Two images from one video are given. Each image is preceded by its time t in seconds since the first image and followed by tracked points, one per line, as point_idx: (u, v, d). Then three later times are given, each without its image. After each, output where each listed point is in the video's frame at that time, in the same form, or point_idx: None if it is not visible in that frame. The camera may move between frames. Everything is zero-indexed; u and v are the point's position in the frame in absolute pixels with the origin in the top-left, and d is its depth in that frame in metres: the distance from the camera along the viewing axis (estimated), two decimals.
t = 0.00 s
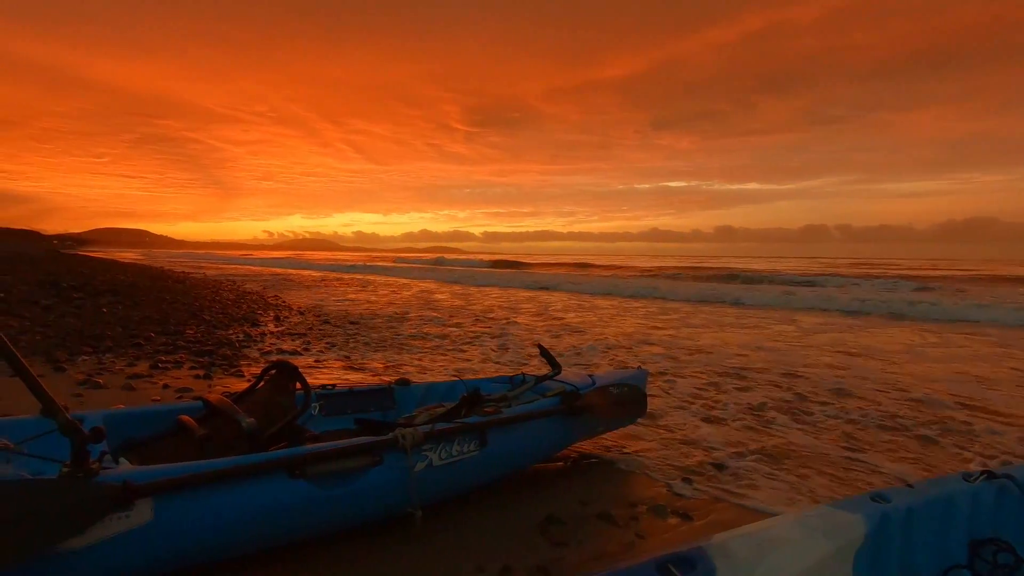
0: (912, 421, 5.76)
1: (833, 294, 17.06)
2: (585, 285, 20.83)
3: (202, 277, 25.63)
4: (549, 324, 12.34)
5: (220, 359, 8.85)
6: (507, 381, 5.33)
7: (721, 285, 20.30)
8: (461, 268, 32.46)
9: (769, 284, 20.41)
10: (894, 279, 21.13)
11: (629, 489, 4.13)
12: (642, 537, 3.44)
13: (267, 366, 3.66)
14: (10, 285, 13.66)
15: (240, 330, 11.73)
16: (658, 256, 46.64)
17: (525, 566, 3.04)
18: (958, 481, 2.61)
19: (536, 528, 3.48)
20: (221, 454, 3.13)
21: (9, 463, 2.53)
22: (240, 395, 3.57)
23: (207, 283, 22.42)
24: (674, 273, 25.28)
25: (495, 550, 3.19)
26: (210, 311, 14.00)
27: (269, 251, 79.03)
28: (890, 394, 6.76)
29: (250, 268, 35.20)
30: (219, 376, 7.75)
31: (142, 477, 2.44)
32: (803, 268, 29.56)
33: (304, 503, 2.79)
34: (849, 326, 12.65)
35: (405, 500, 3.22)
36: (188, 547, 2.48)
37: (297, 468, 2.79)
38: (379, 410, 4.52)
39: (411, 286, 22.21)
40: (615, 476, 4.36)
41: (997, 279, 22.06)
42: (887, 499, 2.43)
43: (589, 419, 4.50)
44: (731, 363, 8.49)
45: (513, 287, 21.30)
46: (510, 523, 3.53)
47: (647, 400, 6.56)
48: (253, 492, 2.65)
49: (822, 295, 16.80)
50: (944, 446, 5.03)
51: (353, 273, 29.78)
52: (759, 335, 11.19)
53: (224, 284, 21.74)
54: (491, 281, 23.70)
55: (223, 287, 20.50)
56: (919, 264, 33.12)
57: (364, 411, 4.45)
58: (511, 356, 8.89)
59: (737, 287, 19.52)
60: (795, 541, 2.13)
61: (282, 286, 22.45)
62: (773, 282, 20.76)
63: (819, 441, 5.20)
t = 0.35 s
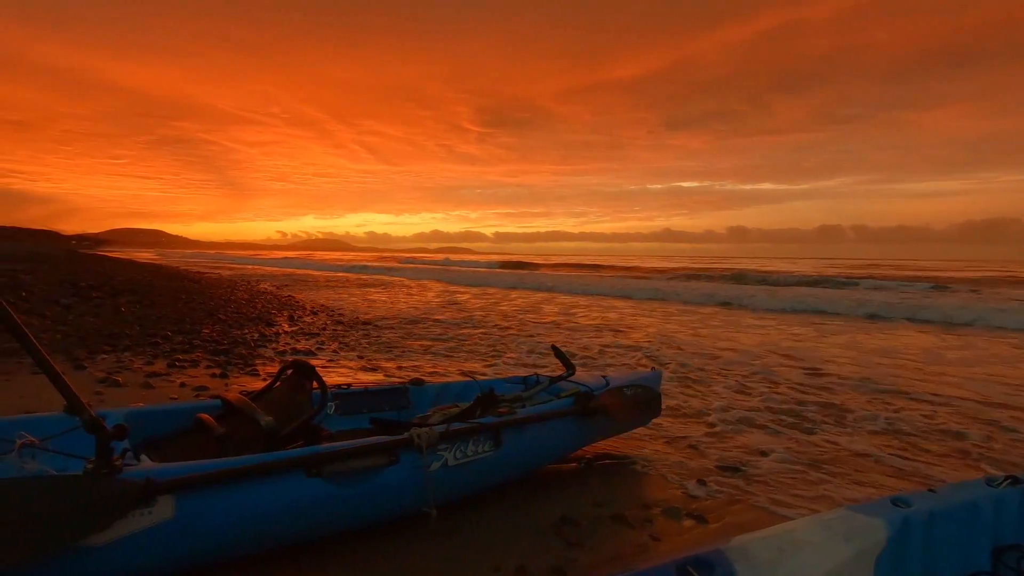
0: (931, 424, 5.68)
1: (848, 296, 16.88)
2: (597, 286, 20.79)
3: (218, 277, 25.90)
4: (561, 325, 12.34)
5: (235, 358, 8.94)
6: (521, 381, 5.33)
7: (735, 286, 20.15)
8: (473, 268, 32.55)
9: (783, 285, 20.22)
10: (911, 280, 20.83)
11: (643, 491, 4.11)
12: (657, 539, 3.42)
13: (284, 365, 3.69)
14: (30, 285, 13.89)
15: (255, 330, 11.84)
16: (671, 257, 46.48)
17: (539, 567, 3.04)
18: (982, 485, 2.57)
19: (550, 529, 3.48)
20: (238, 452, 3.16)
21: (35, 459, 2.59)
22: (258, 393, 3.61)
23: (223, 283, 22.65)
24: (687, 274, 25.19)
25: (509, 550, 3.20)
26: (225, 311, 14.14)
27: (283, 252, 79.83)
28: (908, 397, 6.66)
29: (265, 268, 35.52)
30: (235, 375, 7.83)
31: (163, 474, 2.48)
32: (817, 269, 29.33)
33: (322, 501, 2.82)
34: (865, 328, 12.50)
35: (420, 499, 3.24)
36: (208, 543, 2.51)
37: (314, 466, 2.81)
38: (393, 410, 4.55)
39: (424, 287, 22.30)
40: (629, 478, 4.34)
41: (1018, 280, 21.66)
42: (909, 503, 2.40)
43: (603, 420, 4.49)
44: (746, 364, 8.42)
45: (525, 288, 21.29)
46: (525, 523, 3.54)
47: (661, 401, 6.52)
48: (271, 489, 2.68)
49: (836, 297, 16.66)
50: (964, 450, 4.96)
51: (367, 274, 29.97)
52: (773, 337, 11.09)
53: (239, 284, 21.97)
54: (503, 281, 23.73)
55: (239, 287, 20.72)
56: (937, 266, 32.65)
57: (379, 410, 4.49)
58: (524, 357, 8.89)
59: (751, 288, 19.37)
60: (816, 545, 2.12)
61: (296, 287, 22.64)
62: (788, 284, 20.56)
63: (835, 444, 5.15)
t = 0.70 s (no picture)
0: (949, 428, 5.61)
1: (863, 299, 16.67)
2: (608, 288, 20.73)
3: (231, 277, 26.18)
4: (572, 326, 12.33)
5: (250, 357, 9.03)
6: (533, 382, 5.33)
7: (747, 288, 19.98)
8: (484, 269, 32.66)
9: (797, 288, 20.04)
10: (928, 283, 20.57)
11: (656, 493, 4.10)
12: (671, 541, 3.41)
13: (300, 364, 3.72)
14: (49, 284, 14.10)
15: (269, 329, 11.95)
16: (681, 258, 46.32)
17: (553, 568, 3.04)
18: (1003, 491, 2.54)
19: (563, 530, 3.48)
20: (256, 450, 3.20)
21: (58, 456, 2.64)
22: (274, 392, 3.65)
23: (236, 282, 22.87)
24: (698, 275, 25.10)
25: (524, 551, 3.20)
26: (240, 311, 14.28)
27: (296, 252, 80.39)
28: (924, 401, 6.58)
29: (277, 268, 35.84)
30: (250, 373, 7.91)
31: (184, 471, 2.51)
32: (830, 272, 29.13)
33: (338, 500, 2.84)
34: (880, 331, 12.36)
35: (435, 499, 3.25)
36: (227, 540, 2.54)
37: (331, 465, 2.84)
38: (407, 409, 4.58)
39: (435, 288, 22.34)
40: (642, 480, 4.33)
41: None
42: (929, 509, 2.37)
43: (616, 422, 4.48)
44: (759, 367, 8.37)
45: (537, 290, 21.29)
46: (538, 524, 3.54)
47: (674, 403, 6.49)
48: (288, 488, 2.70)
49: (849, 299, 16.56)
50: (983, 456, 4.89)
51: (378, 274, 30.15)
52: (787, 339, 11.00)
53: (253, 284, 22.19)
54: (515, 282, 23.75)
55: (252, 287, 20.92)
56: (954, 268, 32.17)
57: (393, 410, 4.51)
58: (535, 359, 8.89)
59: (763, 291, 19.22)
60: (836, 551, 2.10)
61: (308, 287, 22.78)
62: (802, 286, 20.38)
63: (852, 448, 5.10)
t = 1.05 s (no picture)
0: (967, 433, 5.53)
1: (878, 302, 16.51)
2: (620, 289, 20.69)
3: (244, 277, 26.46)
4: (584, 328, 12.32)
5: (264, 357, 9.11)
6: (547, 384, 5.34)
7: (760, 290, 19.86)
8: (494, 271, 32.76)
9: (810, 290, 19.88)
10: (944, 285, 20.31)
11: (670, 496, 4.09)
12: (686, 544, 3.40)
13: (316, 365, 3.76)
14: (67, 284, 14.31)
15: (283, 330, 12.05)
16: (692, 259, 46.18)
17: (568, 570, 3.05)
18: None
19: (578, 532, 3.48)
20: (274, 450, 3.24)
21: (82, 454, 2.69)
22: (291, 393, 3.69)
23: (250, 283, 23.08)
24: (709, 277, 24.99)
25: (538, 552, 3.21)
26: (254, 311, 14.42)
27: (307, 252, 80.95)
28: (941, 405, 6.51)
29: (289, 268, 36.18)
30: (264, 373, 7.98)
31: (206, 471, 2.55)
32: (842, 273, 28.89)
33: (355, 501, 2.86)
34: (895, 334, 12.23)
35: (450, 500, 3.27)
36: (246, 539, 2.57)
37: (348, 466, 2.86)
38: (421, 410, 4.61)
39: (446, 289, 22.41)
40: (656, 483, 4.32)
41: None
42: (950, 515, 2.35)
43: (629, 424, 4.47)
44: (772, 369, 8.31)
45: (548, 291, 21.30)
46: (552, 526, 3.54)
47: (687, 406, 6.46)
48: (306, 488, 2.73)
49: (860, 302, 16.45)
50: (1002, 462, 4.82)
51: (389, 275, 30.31)
52: (801, 342, 10.92)
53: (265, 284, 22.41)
54: (526, 284, 23.77)
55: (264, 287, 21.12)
56: (972, 271, 31.71)
57: (408, 410, 4.54)
58: (546, 360, 8.89)
59: (776, 293, 19.09)
60: (856, 557, 2.09)
61: (321, 288, 22.94)
62: (815, 288, 20.22)
63: (867, 452, 5.05)
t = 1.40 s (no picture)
0: (991, 439, 5.44)
1: (896, 305, 16.28)
2: (633, 292, 20.63)
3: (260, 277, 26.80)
4: (598, 331, 12.30)
5: (281, 358, 9.19)
6: (563, 386, 5.33)
7: (775, 293, 19.68)
8: (507, 272, 32.86)
9: (826, 293, 19.66)
10: (964, 288, 19.96)
11: (688, 499, 4.06)
12: (705, 548, 3.38)
13: (336, 366, 3.79)
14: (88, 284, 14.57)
15: (299, 330, 12.16)
16: (706, 261, 45.92)
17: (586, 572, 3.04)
18: None
19: (596, 534, 3.47)
20: (296, 449, 3.27)
21: (111, 452, 2.75)
22: (312, 393, 3.72)
23: (265, 283, 23.34)
24: (724, 279, 24.83)
25: (556, 554, 3.21)
26: (271, 312, 14.57)
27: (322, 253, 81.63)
28: (963, 410, 6.39)
29: (304, 269, 36.50)
30: (281, 374, 8.06)
31: (231, 469, 2.59)
32: (859, 276, 28.54)
33: (376, 500, 2.89)
34: (914, 338, 12.04)
35: (469, 501, 3.28)
36: (269, 537, 2.60)
37: (369, 466, 2.89)
38: (439, 411, 4.63)
39: (459, 290, 22.48)
40: (674, 486, 4.29)
41: None
42: (978, 522, 2.32)
43: (647, 427, 4.45)
44: (789, 373, 8.23)
45: (561, 292, 21.28)
46: (570, 528, 3.54)
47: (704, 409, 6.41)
48: (327, 487, 2.76)
49: (877, 305, 16.25)
50: None
51: (403, 277, 30.49)
52: (817, 345, 10.80)
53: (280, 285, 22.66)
54: (539, 285, 23.77)
55: (280, 288, 21.35)
56: (994, 274, 31.15)
57: (425, 411, 4.56)
58: (560, 362, 8.87)
59: (792, 296, 18.92)
60: (882, 563, 2.07)
61: (335, 289, 23.13)
62: (832, 291, 20.00)
63: (888, 457, 4.98)
